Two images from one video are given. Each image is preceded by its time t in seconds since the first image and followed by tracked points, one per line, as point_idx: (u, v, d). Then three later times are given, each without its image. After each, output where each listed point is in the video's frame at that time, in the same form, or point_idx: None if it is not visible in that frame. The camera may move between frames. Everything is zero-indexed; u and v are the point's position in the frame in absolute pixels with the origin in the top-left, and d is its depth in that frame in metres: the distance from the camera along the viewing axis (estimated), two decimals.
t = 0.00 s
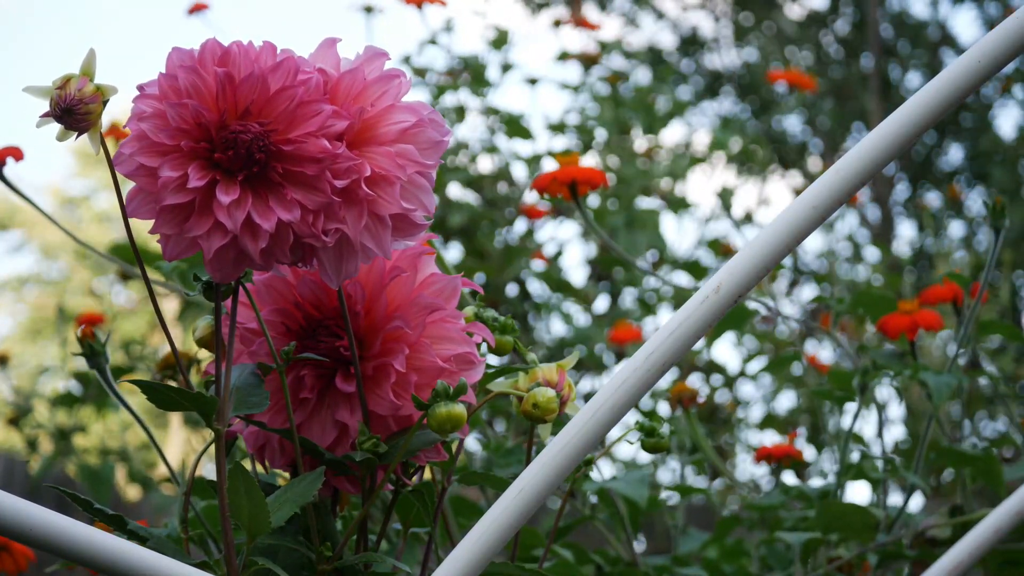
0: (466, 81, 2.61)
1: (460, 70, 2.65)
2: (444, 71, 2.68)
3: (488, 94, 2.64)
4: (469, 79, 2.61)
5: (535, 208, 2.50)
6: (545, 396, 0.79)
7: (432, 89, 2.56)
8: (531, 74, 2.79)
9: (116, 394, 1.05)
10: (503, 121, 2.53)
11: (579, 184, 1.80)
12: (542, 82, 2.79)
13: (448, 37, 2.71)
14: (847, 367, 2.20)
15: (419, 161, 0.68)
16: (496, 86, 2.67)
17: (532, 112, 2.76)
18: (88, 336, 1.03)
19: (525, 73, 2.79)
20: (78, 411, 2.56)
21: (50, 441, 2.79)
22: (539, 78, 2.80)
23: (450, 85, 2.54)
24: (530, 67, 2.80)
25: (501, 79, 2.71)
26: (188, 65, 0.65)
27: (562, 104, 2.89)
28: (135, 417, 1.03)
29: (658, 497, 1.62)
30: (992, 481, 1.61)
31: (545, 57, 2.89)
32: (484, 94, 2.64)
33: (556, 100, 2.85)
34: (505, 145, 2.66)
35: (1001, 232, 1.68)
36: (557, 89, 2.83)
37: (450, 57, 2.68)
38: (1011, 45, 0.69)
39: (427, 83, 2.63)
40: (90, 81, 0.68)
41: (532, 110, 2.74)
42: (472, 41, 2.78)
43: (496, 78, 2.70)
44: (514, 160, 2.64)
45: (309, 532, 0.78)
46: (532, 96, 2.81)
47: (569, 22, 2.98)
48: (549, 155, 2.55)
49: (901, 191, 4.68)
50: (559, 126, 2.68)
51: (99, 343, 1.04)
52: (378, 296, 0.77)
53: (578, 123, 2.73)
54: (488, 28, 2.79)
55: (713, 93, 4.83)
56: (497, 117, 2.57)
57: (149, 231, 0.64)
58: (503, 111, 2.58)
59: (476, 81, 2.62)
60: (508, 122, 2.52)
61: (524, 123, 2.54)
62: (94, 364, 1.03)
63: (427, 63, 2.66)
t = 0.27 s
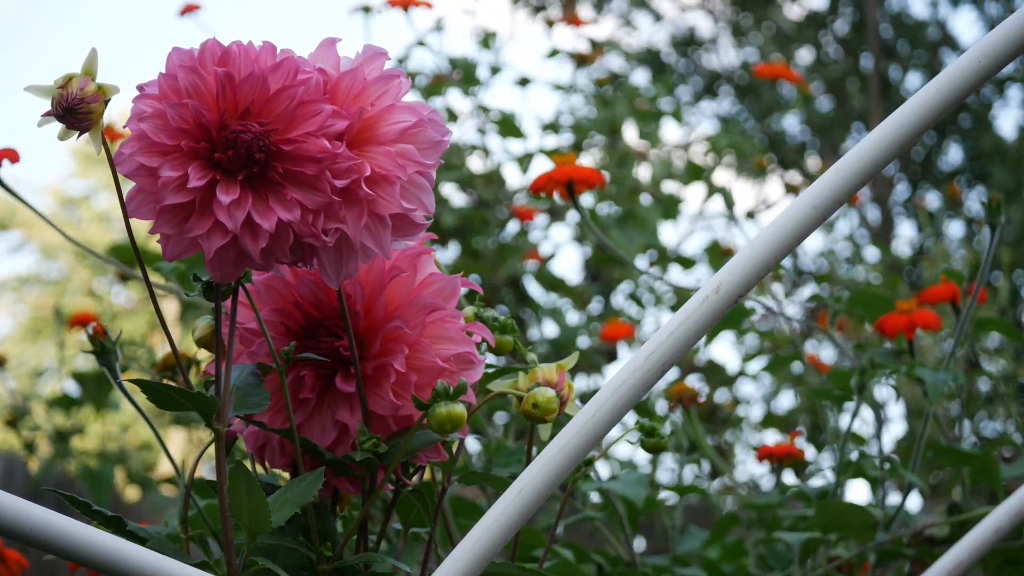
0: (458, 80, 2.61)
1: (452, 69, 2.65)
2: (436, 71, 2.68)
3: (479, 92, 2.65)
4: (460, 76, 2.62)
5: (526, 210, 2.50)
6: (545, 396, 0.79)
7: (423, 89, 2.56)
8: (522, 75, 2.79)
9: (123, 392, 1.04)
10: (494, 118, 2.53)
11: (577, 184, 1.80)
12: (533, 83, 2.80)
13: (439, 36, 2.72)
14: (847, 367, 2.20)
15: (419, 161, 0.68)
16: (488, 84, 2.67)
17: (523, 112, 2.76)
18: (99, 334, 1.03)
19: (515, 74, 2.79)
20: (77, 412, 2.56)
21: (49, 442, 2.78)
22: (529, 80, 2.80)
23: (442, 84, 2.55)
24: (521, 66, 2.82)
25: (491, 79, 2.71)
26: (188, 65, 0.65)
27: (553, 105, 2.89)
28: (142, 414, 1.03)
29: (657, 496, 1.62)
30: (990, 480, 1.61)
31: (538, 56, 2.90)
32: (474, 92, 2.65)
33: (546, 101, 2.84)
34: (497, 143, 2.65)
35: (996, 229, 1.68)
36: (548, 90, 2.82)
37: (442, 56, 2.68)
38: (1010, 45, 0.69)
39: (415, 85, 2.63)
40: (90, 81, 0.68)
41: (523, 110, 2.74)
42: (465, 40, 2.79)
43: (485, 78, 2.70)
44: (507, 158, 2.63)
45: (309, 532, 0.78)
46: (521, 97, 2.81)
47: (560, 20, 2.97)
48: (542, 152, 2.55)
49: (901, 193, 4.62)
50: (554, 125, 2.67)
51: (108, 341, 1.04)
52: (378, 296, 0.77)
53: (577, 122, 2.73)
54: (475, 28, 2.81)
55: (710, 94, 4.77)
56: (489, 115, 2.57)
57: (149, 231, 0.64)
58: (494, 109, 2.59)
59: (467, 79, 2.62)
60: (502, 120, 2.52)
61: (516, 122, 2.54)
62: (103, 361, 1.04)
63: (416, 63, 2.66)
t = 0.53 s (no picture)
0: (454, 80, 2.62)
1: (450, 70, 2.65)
2: (435, 70, 2.69)
3: (474, 91, 2.65)
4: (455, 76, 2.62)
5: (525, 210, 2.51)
6: (545, 396, 0.79)
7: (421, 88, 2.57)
8: (524, 72, 2.81)
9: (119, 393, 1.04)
10: (490, 119, 2.53)
11: (577, 182, 1.80)
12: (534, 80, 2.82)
13: (433, 35, 2.72)
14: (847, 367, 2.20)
15: (418, 160, 0.69)
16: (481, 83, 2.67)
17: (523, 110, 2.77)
18: (91, 335, 1.02)
19: (517, 72, 2.80)
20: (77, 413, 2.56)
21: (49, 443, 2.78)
22: (532, 77, 2.82)
23: (438, 85, 2.55)
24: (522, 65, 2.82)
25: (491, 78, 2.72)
26: (185, 64, 0.65)
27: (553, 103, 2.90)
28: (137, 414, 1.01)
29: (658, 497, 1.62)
30: (991, 480, 1.61)
31: (534, 54, 2.90)
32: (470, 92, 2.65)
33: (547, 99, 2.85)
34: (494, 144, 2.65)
35: (996, 227, 1.68)
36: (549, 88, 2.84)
37: (439, 55, 2.68)
38: (1010, 45, 0.69)
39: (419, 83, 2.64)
40: (88, 81, 0.68)
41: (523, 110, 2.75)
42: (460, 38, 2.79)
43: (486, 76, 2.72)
44: (503, 159, 2.63)
45: (309, 532, 0.78)
46: (524, 94, 2.82)
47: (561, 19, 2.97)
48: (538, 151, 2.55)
49: (901, 191, 4.63)
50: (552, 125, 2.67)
51: (100, 342, 1.03)
52: (377, 295, 0.77)
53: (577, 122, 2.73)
54: (473, 26, 2.82)
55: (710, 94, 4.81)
56: (487, 116, 2.57)
57: (147, 231, 0.64)
58: (489, 109, 2.59)
59: (462, 78, 2.62)
60: (499, 121, 2.52)
61: (513, 122, 2.54)
62: (95, 363, 1.03)
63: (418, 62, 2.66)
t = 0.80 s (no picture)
0: (459, 80, 2.61)
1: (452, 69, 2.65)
2: (440, 70, 2.68)
3: (479, 92, 2.65)
4: (461, 76, 2.62)
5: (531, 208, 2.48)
6: (544, 396, 0.79)
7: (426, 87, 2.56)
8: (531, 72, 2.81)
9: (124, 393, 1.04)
10: (495, 119, 2.53)
11: (582, 180, 1.80)
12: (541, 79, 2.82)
13: (439, 36, 2.72)
14: (848, 367, 2.20)
15: (418, 160, 0.68)
16: (487, 84, 2.67)
17: (529, 109, 2.78)
18: (100, 334, 1.03)
19: (523, 71, 2.80)
20: (78, 412, 2.56)
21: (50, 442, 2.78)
22: (539, 77, 2.82)
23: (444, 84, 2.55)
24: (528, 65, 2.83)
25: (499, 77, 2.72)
26: (185, 64, 0.65)
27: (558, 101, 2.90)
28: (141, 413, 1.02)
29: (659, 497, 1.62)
30: (992, 479, 1.61)
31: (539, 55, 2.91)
32: (474, 91, 2.65)
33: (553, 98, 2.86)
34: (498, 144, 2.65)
35: (999, 227, 1.68)
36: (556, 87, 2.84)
37: (443, 55, 2.68)
38: (1010, 45, 0.69)
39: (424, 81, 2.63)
40: (88, 81, 0.68)
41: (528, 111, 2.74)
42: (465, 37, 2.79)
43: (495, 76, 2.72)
44: (507, 159, 2.63)
45: (309, 532, 0.78)
46: (532, 94, 2.82)
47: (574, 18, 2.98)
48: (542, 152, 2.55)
49: (901, 192, 4.67)
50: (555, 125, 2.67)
51: (107, 341, 1.04)
52: (378, 296, 0.77)
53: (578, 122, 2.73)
54: (482, 26, 2.81)
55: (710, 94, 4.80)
56: (492, 116, 2.56)
57: (148, 231, 0.64)
58: (494, 110, 2.59)
59: (467, 78, 2.62)
60: (502, 121, 2.52)
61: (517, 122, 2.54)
62: (102, 362, 1.03)
63: (423, 61, 2.66)
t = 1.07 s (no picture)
0: (463, 80, 2.61)
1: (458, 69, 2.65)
2: (446, 69, 2.68)
3: (485, 93, 2.65)
4: (466, 77, 2.61)
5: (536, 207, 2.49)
6: (544, 395, 0.79)
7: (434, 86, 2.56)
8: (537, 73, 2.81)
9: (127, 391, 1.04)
10: (500, 119, 2.53)
11: (585, 179, 1.80)
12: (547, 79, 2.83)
13: (447, 37, 2.71)
14: (850, 367, 2.20)
15: (415, 158, 0.69)
16: (493, 85, 2.67)
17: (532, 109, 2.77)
18: (103, 331, 1.03)
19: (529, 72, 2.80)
20: (79, 411, 2.56)
21: (50, 443, 2.78)
22: (545, 78, 2.82)
23: (450, 84, 2.55)
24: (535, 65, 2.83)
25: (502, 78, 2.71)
26: (182, 64, 0.65)
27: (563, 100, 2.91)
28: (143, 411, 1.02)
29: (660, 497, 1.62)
30: (993, 480, 1.60)
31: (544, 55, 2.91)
32: (481, 92, 2.65)
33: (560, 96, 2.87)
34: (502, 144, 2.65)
35: (1001, 226, 1.68)
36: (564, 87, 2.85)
37: (450, 55, 2.68)
38: (1009, 44, 0.69)
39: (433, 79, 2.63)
40: (85, 80, 0.68)
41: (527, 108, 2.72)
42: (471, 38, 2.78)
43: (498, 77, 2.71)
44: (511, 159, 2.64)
45: (309, 532, 0.78)
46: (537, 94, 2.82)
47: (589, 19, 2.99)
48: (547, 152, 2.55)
49: (901, 192, 4.68)
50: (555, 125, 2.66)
51: (111, 338, 1.04)
52: (377, 295, 0.77)
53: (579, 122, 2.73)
54: (490, 26, 2.81)
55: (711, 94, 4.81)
56: (497, 117, 2.57)
57: (145, 230, 0.64)
58: (500, 110, 2.59)
59: (473, 79, 2.61)
60: (507, 122, 2.52)
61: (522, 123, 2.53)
62: (105, 360, 1.04)
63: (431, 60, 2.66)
